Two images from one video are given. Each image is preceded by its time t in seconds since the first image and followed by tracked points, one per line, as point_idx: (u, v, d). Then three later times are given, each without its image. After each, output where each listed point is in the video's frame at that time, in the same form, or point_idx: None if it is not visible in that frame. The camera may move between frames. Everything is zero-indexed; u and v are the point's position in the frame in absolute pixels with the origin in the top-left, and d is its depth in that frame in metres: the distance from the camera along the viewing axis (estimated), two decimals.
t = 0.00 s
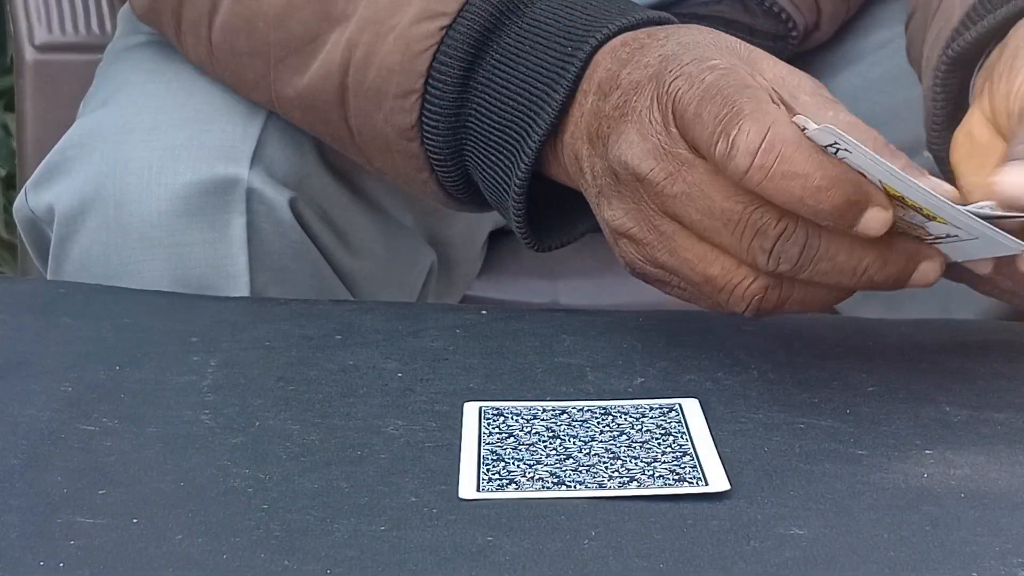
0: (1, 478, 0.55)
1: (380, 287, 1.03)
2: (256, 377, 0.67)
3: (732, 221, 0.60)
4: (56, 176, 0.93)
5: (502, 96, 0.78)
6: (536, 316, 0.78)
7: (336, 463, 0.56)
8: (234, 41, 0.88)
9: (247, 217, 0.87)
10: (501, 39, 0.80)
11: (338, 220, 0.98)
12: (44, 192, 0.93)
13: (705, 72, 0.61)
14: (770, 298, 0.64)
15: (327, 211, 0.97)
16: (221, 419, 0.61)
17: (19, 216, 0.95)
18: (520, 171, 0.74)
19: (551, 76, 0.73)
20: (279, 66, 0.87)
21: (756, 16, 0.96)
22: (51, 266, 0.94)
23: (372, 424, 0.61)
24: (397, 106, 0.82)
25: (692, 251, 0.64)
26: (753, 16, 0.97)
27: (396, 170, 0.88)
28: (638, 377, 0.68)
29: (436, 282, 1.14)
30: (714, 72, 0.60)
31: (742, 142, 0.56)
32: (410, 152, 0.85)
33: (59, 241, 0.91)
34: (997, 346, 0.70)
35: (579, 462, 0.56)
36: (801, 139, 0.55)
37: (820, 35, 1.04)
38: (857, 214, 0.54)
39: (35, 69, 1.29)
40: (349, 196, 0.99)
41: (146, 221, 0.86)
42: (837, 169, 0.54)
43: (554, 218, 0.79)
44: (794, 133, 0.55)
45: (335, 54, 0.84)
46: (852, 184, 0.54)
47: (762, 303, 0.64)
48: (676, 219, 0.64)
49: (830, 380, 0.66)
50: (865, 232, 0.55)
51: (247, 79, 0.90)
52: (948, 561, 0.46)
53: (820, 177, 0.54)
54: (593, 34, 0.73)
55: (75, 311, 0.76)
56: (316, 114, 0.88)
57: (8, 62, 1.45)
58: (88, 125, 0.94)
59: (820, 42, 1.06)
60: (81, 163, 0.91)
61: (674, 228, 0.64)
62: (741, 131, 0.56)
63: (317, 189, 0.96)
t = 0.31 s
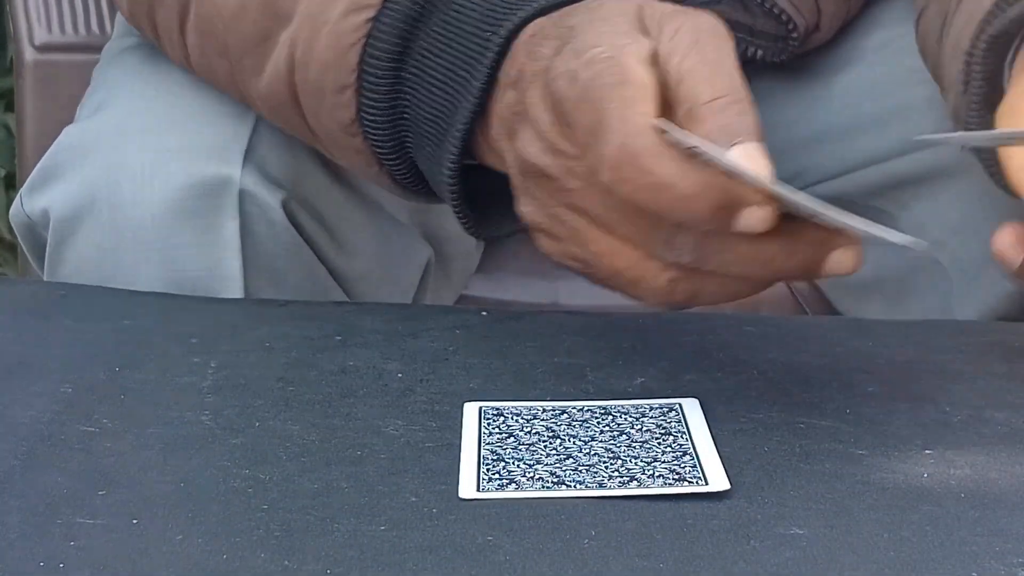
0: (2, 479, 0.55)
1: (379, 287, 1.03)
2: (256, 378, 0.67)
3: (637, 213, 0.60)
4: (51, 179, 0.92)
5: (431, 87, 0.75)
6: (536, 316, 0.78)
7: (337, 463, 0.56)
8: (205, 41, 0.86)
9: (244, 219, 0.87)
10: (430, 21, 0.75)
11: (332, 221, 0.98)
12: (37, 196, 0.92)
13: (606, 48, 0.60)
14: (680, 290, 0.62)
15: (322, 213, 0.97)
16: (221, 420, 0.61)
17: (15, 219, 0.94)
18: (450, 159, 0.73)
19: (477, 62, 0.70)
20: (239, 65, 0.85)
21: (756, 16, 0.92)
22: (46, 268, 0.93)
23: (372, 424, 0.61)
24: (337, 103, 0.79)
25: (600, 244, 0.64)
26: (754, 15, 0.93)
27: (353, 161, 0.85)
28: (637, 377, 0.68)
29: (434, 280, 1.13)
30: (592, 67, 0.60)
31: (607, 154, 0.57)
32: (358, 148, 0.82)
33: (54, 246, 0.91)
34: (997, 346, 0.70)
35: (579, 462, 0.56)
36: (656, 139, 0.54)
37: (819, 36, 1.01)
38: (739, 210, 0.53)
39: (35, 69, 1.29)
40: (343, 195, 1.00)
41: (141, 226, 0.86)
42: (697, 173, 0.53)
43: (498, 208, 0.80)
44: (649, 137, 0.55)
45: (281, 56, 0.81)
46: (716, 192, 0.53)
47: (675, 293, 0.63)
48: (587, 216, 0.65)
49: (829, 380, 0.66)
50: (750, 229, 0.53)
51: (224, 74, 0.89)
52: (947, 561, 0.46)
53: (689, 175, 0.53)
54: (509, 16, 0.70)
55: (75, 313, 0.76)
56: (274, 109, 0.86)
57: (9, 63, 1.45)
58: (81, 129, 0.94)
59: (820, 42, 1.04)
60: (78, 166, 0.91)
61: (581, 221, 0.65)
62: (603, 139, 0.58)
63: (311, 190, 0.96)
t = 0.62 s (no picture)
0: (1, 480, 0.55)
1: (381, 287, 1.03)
2: (256, 378, 0.67)
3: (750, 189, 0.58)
4: (54, 178, 0.93)
5: (477, 83, 0.75)
6: (536, 316, 0.78)
7: (337, 464, 0.56)
8: (225, 40, 0.87)
9: (246, 219, 0.87)
10: (475, 18, 0.77)
11: (338, 221, 0.98)
12: (42, 193, 0.93)
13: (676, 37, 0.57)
14: (813, 243, 0.60)
15: (327, 212, 0.97)
16: (221, 421, 0.61)
17: (19, 219, 0.95)
18: (499, 157, 0.73)
19: (524, 54, 0.71)
20: (266, 65, 0.86)
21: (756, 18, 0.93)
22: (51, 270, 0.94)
23: (372, 425, 0.61)
24: (376, 99, 0.80)
25: (722, 224, 0.61)
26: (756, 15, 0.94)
27: (389, 161, 0.86)
28: (637, 377, 0.68)
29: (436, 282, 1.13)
30: (687, 56, 0.56)
31: (731, 150, 0.53)
32: (398, 145, 0.83)
33: (58, 243, 0.91)
34: (998, 346, 0.70)
35: (579, 462, 0.56)
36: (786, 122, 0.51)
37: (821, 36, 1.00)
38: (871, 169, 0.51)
39: (35, 70, 1.30)
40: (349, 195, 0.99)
41: (144, 223, 0.86)
42: (809, 143, 0.51)
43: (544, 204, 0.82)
44: (777, 121, 0.51)
45: (315, 54, 0.82)
46: (849, 149, 0.51)
47: (807, 247, 0.60)
48: (702, 202, 0.61)
49: (830, 380, 0.66)
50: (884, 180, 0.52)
51: (240, 79, 0.90)
52: (948, 561, 0.46)
53: (811, 144, 0.51)
54: (560, 8, 0.69)
55: (75, 313, 0.76)
56: (305, 110, 0.87)
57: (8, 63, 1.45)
58: (86, 127, 0.94)
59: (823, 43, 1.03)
60: (80, 165, 0.91)
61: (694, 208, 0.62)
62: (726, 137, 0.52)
63: (316, 190, 0.96)
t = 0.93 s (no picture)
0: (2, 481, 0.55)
1: (381, 287, 1.03)
2: (256, 378, 0.67)
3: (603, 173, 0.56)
4: (54, 179, 0.93)
5: (463, 71, 0.74)
6: (536, 316, 0.78)
7: (337, 464, 0.56)
8: (223, 32, 0.88)
9: (245, 218, 0.88)
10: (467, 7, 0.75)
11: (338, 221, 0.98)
12: (41, 193, 0.93)
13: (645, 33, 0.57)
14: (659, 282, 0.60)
15: (326, 211, 0.97)
16: (221, 421, 0.61)
17: (19, 219, 0.95)
18: (480, 148, 0.72)
19: (512, 41, 0.69)
20: (260, 52, 0.87)
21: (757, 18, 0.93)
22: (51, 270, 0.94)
23: (372, 424, 0.61)
24: (364, 83, 0.80)
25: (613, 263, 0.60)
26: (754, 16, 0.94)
27: (377, 150, 0.86)
28: (637, 377, 0.68)
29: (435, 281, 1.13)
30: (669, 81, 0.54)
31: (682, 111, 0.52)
32: (384, 130, 0.82)
33: (57, 244, 0.91)
34: (997, 346, 0.70)
35: (579, 462, 0.56)
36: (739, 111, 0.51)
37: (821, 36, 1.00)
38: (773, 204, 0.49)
39: (35, 69, 1.30)
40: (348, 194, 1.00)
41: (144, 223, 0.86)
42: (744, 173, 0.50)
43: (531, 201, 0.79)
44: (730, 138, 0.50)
45: (308, 39, 0.83)
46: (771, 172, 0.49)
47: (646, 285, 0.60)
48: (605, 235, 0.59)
49: (830, 380, 0.66)
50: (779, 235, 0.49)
51: (237, 68, 0.90)
52: (948, 561, 0.46)
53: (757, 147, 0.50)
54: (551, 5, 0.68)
55: (75, 313, 0.76)
56: (296, 99, 0.87)
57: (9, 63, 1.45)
58: (85, 127, 0.94)
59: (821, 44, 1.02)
60: (79, 165, 0.91)
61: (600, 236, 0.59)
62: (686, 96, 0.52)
63: (316, 188, 0.96)
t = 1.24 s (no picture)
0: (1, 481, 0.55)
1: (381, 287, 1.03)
2: (257, 378, 0.67)
3: (727, 245, 0.60)
4: (55, 178, 0.93)
5: (489, 90, 0.76)
6: (536, 316, 0.78)
7: (336, 464, 0.56)
8: (234, 43, 0.87)
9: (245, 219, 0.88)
10: (488, 28, 0.77)
11: (339, 222, 0.98)
12: (43, 193, 0.92)
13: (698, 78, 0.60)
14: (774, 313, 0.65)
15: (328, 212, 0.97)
16: (221, 421, 0.61)
17: (19, 219, 0.95)
18: (507, 164, 0.73)
19: (538, 66, 0.71)
20: (272, 66, 0.86)
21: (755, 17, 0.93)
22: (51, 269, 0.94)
23: (372, 424, 0.61)
24: (385, 103, 0.80)
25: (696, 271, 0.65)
26: (754, 16, 0.94)
27: (392, 165, 0.86)
28: (637, 377, 0.68)
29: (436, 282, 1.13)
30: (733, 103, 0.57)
31: (792, 191, 0.54)
32: (403, 149, 0.83)
33: (57, 244, 0.91)
34: (996, 346, 0.70)
35: (579, 462, 0.56)
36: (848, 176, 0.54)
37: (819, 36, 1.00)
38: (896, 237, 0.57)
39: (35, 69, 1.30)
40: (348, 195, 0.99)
41: (146, 223, 0.86)
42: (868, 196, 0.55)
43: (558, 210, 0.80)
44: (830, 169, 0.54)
45: (324, 55, 0.83)
46: (894, 219, 0.56)
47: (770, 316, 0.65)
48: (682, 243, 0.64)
49: (830, 380, 0.66)
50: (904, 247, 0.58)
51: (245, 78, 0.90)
52: (948, 561, 0.46)
53: (868, 197, 0.55)
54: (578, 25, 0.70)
55: (76, 313, 0.76)
56: (310, 113, 0.87)
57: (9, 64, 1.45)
58: (86, 127, 0.94)
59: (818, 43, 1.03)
60: (80, 165, 0.91)
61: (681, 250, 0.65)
62: (790, 180, 0.54)
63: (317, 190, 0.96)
